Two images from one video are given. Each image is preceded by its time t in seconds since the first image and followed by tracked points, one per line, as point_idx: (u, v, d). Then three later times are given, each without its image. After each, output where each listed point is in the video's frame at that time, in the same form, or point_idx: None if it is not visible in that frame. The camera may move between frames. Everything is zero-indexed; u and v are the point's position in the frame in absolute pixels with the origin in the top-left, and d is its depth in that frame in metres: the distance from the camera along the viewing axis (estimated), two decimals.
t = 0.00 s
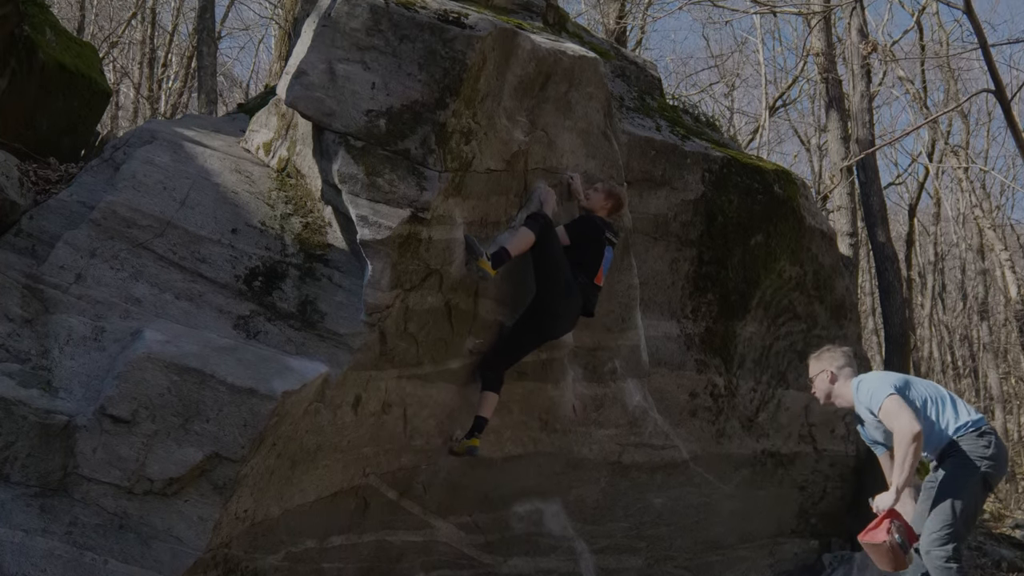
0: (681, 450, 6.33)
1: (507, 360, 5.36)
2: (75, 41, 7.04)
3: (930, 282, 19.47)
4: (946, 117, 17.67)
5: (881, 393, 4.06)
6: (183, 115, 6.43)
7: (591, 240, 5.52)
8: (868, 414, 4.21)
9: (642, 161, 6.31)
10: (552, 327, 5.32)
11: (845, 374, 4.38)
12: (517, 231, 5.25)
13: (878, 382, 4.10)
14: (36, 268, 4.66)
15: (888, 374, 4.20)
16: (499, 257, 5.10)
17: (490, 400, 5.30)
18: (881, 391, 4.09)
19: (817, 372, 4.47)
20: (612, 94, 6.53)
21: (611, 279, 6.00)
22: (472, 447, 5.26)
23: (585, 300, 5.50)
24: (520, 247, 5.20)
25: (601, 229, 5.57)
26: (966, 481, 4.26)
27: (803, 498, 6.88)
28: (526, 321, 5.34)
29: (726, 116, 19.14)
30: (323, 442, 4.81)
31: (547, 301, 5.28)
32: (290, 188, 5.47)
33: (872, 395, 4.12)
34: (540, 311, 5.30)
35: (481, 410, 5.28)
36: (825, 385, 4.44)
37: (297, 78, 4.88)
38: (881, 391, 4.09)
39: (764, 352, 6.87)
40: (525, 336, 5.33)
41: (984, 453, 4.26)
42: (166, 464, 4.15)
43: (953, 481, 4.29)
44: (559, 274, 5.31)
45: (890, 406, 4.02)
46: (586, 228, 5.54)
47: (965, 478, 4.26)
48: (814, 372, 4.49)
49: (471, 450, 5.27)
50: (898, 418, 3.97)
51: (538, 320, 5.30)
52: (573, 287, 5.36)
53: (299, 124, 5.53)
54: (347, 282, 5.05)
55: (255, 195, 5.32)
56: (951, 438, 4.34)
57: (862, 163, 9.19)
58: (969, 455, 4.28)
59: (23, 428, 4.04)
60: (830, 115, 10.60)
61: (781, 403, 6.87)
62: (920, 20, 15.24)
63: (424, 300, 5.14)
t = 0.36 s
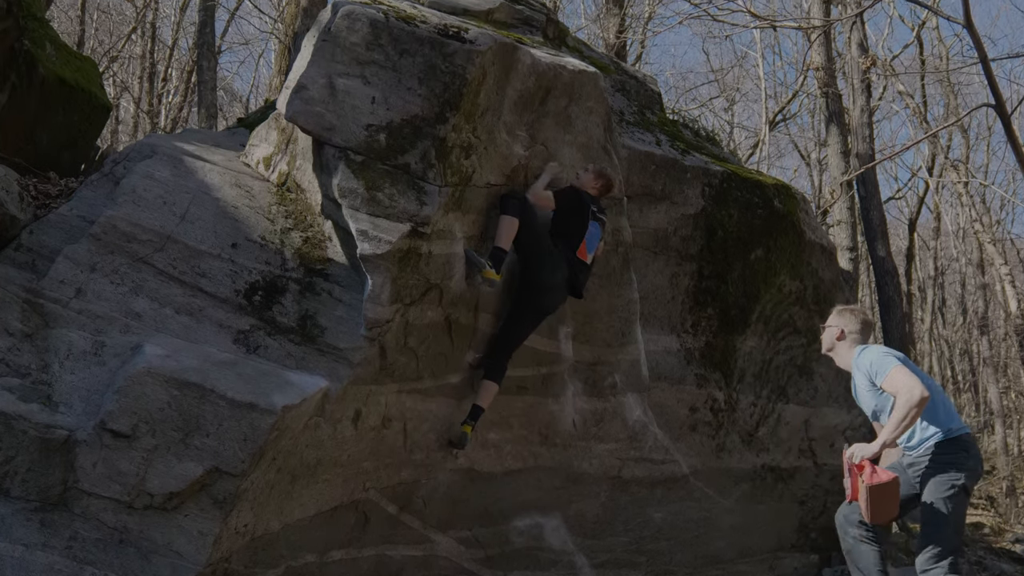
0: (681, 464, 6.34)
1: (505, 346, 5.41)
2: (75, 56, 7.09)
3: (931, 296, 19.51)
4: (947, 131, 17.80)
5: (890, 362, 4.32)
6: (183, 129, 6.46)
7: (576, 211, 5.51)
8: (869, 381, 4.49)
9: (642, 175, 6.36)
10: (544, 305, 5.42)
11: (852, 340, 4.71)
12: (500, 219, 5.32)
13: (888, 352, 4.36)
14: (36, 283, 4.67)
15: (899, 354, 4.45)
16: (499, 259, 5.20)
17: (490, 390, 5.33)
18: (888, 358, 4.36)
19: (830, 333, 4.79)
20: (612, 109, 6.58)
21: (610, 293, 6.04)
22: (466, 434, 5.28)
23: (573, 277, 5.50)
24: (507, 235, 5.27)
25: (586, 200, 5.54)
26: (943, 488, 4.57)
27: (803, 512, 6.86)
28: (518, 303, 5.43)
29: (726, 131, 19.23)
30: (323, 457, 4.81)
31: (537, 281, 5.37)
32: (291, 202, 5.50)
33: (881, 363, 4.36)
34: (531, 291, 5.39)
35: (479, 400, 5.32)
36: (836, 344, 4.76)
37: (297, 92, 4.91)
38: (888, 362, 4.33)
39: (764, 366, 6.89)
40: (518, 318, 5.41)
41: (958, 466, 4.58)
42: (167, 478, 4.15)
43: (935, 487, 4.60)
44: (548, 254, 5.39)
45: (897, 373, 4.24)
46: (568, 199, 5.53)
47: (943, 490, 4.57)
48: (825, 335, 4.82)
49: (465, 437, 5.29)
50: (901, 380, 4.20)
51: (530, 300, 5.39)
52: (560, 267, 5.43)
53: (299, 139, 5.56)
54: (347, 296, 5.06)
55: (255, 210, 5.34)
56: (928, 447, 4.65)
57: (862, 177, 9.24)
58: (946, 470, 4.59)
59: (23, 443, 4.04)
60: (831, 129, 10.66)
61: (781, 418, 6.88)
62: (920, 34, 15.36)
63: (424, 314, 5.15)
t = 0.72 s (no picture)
0: (681, 479, 6.33)
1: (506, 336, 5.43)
2: (75, 70, 7.10)
3: (931, 310, 19.56)
4: (947, 145, 17.90)
5: (894, 365, 4.33)
6: (183, 144, 6.49)
7: (566, 193, 5.51)
8: (871, 378, 4.54)
9: (642, 190, 6.39)
10: (546, 293, 5.43)
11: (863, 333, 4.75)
12: (494, 217, 5.30)
13: (893, 355, 4.38)
14: (36, 297, 4.67)
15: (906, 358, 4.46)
16: (500, 262, 5.27)
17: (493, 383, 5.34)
18: (892, 361, 4.38)
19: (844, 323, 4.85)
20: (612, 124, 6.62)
21: (610, 308, 6.04)
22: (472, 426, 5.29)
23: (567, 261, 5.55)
24: (501, 235, 5.28)
25: (575, 181, 5.54)
26: (919, 499, 4.65)
27: (803, 527, 6.85)
28: (517, 293, 5.44)
29: (727, 145, 19.30)
30: (323, 471, 4.82)
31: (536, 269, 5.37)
32: (290, 217, 5.52)
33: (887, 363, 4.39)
34: (530, 278, 5.39)
35: (484, 395, 5.33)
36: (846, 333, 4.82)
37: (297, 106, 4.94)
38: (893, 364, 4.36)
39: (764, 381, 6.89)
40: (518, 307, 5.42)
41: (937, 479, 4.63)
42: (167, 493, 4.15)
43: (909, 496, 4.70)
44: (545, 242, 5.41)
45: (900, 376, 4.28)
46: (559, 181, 5.50)
47: (920, 503, 4.64)
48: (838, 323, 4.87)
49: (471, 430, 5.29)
50: (900, 386, 4.24)
51: (531, 289, 5.39)
52: (557, 253, 5.44)
53: (299, 153, 5.59)
54: (347, 311, 5.07)
55: (255, 225, 5.37)
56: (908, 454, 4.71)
57: (862, 192, 9.29)
58: (924, 481, 4.65)
59: (23, 457, 4.03)
60: (831, 144, 10.71)
61: (781, 432, 6.88)
62: (920, 49, 15.44)
63: (424, 329, 5.16)
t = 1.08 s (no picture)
0: (682, 493, 6.33)
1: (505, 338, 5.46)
2: (75, 84, 7.13)
3: (931, 325, 19.59)
4: (946, 160, 17.97)
5: (903, 373, 4.45)
6: (184, 158, 6.52)
7: (561, 201, 5.58)
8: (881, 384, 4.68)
9: (642, 205, 6.43)
10: (543, 296, 5.47)
11: (878, 339, 4.87)
12: (489, 227, 5.32)
13: (903, 363, 4.49)
14: (36, 311, 4.67)
15: (918, 368, 4.56)
16: (500, 271, 5.31)
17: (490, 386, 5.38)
18: (901, 369, 4.49)
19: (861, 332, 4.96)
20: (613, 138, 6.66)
21: (611, 323, 6.13)
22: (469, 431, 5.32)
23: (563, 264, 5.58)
24: (499, 243, 5.31)
25: (571, 188, 5.61)
26: (917, 511, 4.80)
27: (804, 541, 6.84)
28: (514, 297, 5.46)
29: (726, 160, 19.36)
30: (323, 485, 4.82)
31: (534, 271, 5.41)
32: (291, 231, 5.54)
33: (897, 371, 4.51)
34: (527, 281, 5.42)
35: (481, 398, 5.37)
36: (861, 338, 4.95)
37: (297, 121, 4.97)
38: (902, 371, 4.48)
39: (764, 395, 6.90)
40: (516, 310, 5.45)
41: (936, 493, 4.76)
42: (167, 507, 4.14)
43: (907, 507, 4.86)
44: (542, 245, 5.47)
45: (907, 383, 4.40)
46: (555, 188, 5.57)
47: (917, 515, 4.79)
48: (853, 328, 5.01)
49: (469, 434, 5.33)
50: (905, 395, 4.36)
51: (527, 294, 5.43)
52: (554, 257, 5.49)
53: (299, 168, 5.62)
54: (347, 325, 5.09)
55: (255, 239, 5.39)
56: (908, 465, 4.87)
57: (862, 206, 9.34)
58: (922, 494, 4.79)
59: (23, 472, 4.01)
60: (831, 158, 10.76)
61: (780, 447, 6.89)
62: (919, 64, 15.53)
63: (423, 342, 5.18)
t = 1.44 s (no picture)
0: (681, 508, 6.33)
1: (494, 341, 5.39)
2: (76, 99, 7.16)
3: (931, 339, 19.63)
4: (945, 175, 18.05)
5: (904, 392, 4.44)
6: (184, 172, 6.55)
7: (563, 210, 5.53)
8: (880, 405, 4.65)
9: (642, 219, 6.46)
10: (534, 304, 5.44)
11: (871, 359, 4.80)
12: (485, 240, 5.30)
13: (903, 381, 4.48)
14: (36, 326, 4.67)
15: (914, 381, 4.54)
16: (498, 280, 5.30)
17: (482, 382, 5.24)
18: (901, 387, 4.48)
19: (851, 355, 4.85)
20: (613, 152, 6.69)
21: (610, 337, 6.15)
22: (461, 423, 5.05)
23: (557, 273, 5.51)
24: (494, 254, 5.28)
25: (581, 199, 5.52)
26: (918, 528, 4.75)
27: (804, 556, 6.84)
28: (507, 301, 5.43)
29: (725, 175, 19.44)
30: (323, 500, 4.82)
31: (527, 278, 5.36)
32: (291, 245, 5.57)
33: (896, 393, 4.48)
34: (521, 286, 5.37)
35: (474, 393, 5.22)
36: (855, 364, 4.84)
37: (298, 135, 5.00)
38: (902, 392, 4.46)
39: (764, 410, 6.92)
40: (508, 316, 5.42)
41: (937, 510, 4.71)
42: (167, 521, 4.14)
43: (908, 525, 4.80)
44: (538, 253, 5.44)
45: (908, 404, 4.39)
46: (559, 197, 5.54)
47: (918, 532, 4.74)
48: (842, 350, 4.88)
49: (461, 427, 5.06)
50: (908, 414, 4.36)
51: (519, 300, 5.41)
52: (547, 266, 5.45)
53: (299, 182, 5.64)
54: (347, 339, 5.10)
55: (255, 253, 5.41)
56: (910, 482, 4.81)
57: (862, 221, 9.39)
58: (922, 511, 4.74)
59: (23, 486, 4.00)
60: (831, 172, 10.82)
61: (780, 461, 6.89)
62: (920, 78, 15.60)
63: (424, 357, 5.21)
